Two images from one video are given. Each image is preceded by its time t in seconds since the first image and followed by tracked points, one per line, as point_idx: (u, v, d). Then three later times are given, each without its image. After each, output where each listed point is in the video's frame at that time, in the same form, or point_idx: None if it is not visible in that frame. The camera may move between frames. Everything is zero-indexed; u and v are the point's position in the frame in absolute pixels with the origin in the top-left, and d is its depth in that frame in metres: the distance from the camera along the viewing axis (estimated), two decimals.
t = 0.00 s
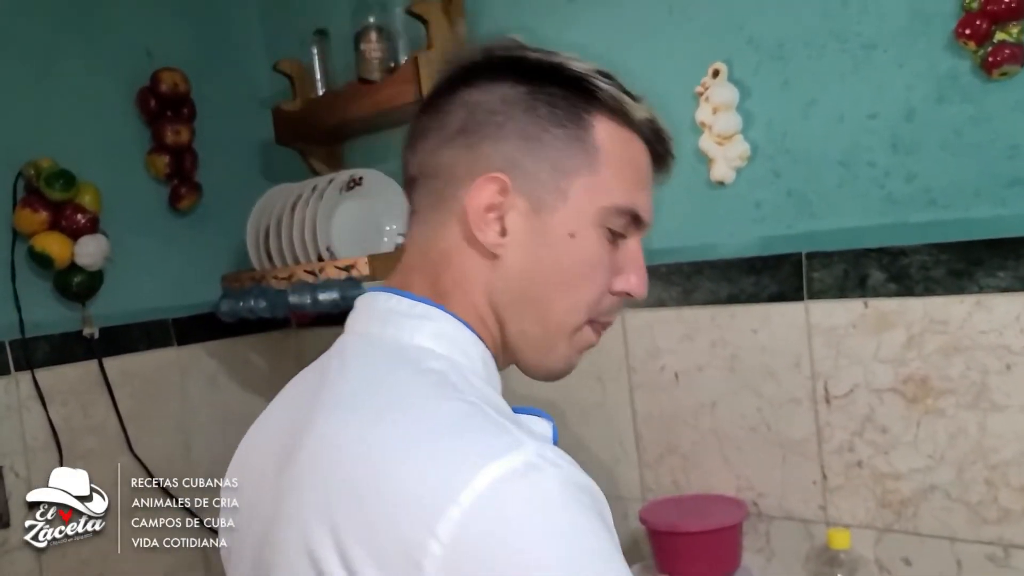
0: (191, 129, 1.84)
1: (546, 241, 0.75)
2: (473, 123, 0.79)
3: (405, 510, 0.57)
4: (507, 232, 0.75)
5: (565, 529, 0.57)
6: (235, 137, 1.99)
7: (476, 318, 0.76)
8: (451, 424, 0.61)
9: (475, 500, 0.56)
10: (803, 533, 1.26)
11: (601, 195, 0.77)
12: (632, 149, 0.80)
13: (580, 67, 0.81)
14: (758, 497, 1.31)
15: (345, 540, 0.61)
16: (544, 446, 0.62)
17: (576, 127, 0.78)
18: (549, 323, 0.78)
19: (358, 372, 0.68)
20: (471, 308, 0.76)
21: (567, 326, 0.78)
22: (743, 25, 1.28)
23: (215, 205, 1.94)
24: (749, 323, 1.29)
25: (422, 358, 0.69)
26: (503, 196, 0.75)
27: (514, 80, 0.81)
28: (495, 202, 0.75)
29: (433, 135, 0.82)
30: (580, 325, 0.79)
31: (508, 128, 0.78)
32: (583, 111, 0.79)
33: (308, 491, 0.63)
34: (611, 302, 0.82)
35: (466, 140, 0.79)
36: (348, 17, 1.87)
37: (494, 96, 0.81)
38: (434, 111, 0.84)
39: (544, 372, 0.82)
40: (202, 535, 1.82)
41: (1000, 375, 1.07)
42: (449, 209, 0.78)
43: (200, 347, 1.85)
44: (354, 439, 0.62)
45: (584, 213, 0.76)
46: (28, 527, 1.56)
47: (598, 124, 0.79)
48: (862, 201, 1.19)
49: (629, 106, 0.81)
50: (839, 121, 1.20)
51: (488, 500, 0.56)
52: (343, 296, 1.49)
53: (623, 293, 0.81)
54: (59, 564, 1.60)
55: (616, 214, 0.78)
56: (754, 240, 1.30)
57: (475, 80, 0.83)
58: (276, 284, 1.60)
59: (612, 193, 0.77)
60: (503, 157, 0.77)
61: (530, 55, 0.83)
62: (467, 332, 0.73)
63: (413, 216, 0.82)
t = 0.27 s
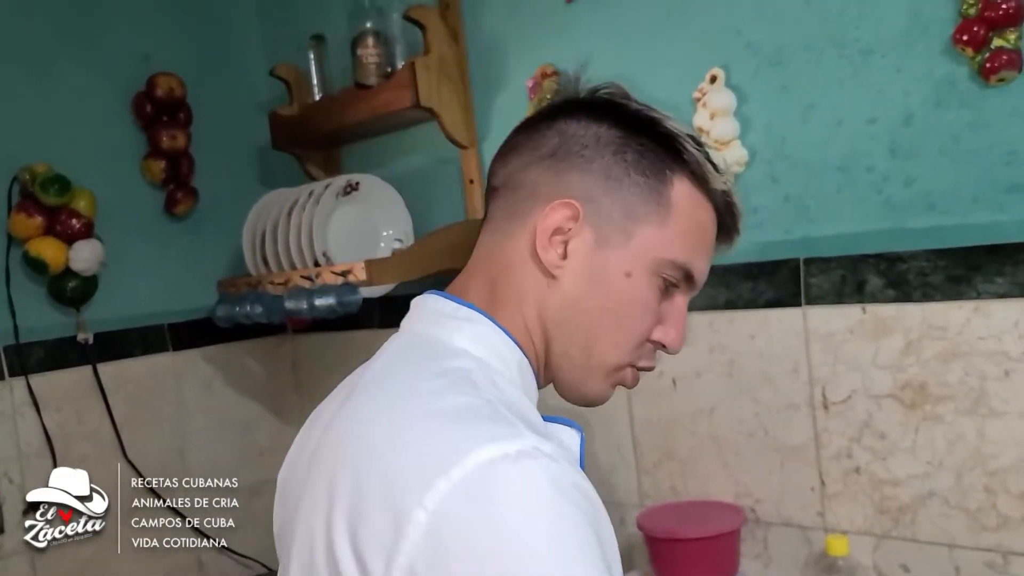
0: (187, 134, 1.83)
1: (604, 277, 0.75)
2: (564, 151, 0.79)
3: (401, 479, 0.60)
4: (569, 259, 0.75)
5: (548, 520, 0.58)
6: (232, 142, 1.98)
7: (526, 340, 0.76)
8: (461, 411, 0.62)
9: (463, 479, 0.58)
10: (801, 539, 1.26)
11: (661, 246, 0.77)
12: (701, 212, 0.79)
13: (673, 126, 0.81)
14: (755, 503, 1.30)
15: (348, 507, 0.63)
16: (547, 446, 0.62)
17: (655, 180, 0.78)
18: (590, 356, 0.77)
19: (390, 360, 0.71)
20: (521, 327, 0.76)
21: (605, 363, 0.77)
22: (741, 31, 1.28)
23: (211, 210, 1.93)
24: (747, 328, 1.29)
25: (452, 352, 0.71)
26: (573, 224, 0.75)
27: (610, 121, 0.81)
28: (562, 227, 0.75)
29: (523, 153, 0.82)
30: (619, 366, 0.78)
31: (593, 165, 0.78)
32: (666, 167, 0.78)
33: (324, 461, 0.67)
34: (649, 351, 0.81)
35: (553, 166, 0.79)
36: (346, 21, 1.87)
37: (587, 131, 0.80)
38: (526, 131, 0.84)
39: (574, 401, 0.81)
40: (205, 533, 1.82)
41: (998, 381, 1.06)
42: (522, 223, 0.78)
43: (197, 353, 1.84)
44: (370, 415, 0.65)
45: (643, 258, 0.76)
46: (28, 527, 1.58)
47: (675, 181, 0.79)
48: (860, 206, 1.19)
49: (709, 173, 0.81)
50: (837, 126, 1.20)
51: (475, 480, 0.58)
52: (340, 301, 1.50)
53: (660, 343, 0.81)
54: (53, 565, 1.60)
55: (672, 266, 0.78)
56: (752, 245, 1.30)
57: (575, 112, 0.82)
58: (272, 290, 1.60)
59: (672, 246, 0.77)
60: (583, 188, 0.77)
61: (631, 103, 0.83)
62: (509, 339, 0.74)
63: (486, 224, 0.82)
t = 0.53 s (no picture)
0: (181, 140, 1.83)
1: (621, 281, 0.76)
2: (575, 157, 0.79)
3: (442, 478, 0.59)
4: (587, 265, 0.75)
5: (593, 515, 0.58)
6: (227, 147, 1.98)
7: (544, 342, 0.76)
8: (496, 412, 0.63)
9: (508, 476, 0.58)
10: (793, 545, 1.26)
11: (677, 249, 0.78)
12: (709, 213, 0.81)
13: (679, 130, 0.82)
14: (748, 508, 1.31)
15: (386, 509, 0.63)
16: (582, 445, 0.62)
17: (666, 183, 0.78)
18: (606, 358, 0.78)
19: (414, 365, 0.71)
20: (538, 331, 0.76)
21: (621, 364, 0.78)
22: (733, 39, 1.29)
23: (205, 216, 1.93)
24: (739, 334, 1.29)
25: (475, 356, 0.71)
26: (590, 229, 0.75)
27: (618, 125, 0.81)
28: (581, 233, 0.75)
29: (534, 159, 0.81)
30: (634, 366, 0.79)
31: (606, 171, 0.78)
32: (675, 170, 0.79)
33: (356, 464, 0.66)
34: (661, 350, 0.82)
35: (564, 172, 0.79)
36: (340, 28, 1.87)
37: (596, 136, 0.80)
38: (535, 139, 0.83)
39: (586, 400, 0.82)
40: (205, 533, 1.83)
41: (989, 387, 1.07)
42: (536, 230, 0.78)
43: (190, 359, 1.84)
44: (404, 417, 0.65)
45: (660, 260, 0.77)
46: (28, 527, 1.57)
47: (685, 184, 0.79)
48: (852, 213, 1.19)
49: (714, 174, 0.82)
50: (829, 134, 1.20)
51: (519, 477, 0.58)
52: (333, 307, 1.48)
53: (672, 342, 0.82)
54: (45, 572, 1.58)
55: (685, 268, 0.79)
56: (744, 251, 1.31)
57: (582, 118, 0.82)
58: (266, 295, 1.60)
59: (686, 248, 0.78)
60: (597, 193, 0.77)
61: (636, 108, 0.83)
62: (528, 343, 0.74)
63: (497, 230, 0.82)
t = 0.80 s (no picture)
0: (168, 140, 1.82)
1: (618, 273, 0.76)
2: (568, 148, 0.79)
3: (489, 476, 0.58)
4: (585, 258, 0.76)
5: (641, 503, 0.59)
6: (215, 148, 1.98)
7: (541, 336, 0.77)
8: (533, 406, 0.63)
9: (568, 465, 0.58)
10: (780, 545, 1.26)
11: (671, 238, 0.79)
12: (699, 201, 0.82)
13: (668, 117, 0.82)
14: (735, 508, 1.31)
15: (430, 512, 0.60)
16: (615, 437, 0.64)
17: (659, 172, 0.79)
18: (603, 348, 0.79)
19: (424, 365, 0.69)
20: (537, 325, 0.77)
21: (616, 355, 0.80)
22: (720, 40, 1.29)
23: (193, 216, 1.92)
24: (726, 334, 1.29)
25: (485, 355, 0.70)
26: (587, 223, 0.75)
27: (608, 114, 0.80)
28: (578, 228, 0.75)
29: (526, 150, 0.81)
30: (630, 355, 0.81)
31: (599, 162, 0.78)
32: (667, 158, 0.79)
33: (385, 470, 0.63)
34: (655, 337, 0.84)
35: (556, 163, 0.78)
36: (328, 28, 1.87)
37: (588, 125, 0.80)
38: (525, 128, 0.83)
39: (581, 390, 0.84)
40: (204, 533, 1.85)
41: (973, 387, 1.07)
42: (528, 225, 0.77)
43: (177, 360, 1.83)
44: (438, 416, 0.63)
45: (655, 251, 0.78)
46: (28, 527, 1.58)
47: (677, 173, 0.80)
48: (838, 214, 1.20)
49: (704, 161, 0.83)
50: (815, 135, 1.21)
51: (562, 471, 0.58)
52: (320, 308, 1.48)
53: (665, 330, 0.83)
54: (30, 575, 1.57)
55: (679, 257, 0.80)
56: (730, 252, 1.31)
57: (572, 107, 0.81)
58: (254, 296, 1.59)
59: (680, 237, 0.79)
60: (590, 185, 0.77)
61: (626, 95, 0.83)
62: (530, 337, 0.74)
63: (487, 222, 0.82)
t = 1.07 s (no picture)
0: (146, 136, 1.80)
1: (580, 259, 0.75)
2: (515, 133, 0.78)
3: (444, 476, 0.56)
4: (543, 247, 0.74)
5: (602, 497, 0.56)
6: (194, 145, 1.96)
7: (508, 328, 0.76)
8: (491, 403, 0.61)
9: (518, 468, 0.56)
10: (761, 543, 1.26)
11: (630, 217, 0.78)
12: (658, 176, 0.81)
13: (617, 92, 0.81)
14: (716, 507, 1.30)
15: (384, 515, 0.59)
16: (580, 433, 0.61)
17: (613, 150, 0.78)
18: (570, 333, 0.78)
19: (386, 362, 0.68)
20: (502, 318, 0.75)
21: (584, 341, 0.79)
22: (702, 37, 1.29)
23: (171, 214, 1.90)
24: (707, 332, 1.29)
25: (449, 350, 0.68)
26: (543, 210, 0.74)
27: (556, 94, 0.80)
28: (534, 216, 0.74)
29: (473, 141, 0.80)
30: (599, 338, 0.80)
31: (550, 146, 0.77)
32: (620, 134, 0.79)
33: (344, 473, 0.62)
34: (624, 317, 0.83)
35: (505, 151, 0.78)
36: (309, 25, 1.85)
37: (535, 109, 0.79)
38: (471, 119, 0.82)
39: (553, 379, 0.83)
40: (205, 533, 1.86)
41: (953, 384, 1.07)
42: (485, 217, 0.76)
43: (154, 358, 1.81)
44: (394, 414, 0.62)
45: (616, 232, 0.77)
46: (28, 527, 1.58)
47: (632, 149, 0.79)
48: (819, 210, 1.19)
49: (658, 134, 0.82)
50: (796, 131, 1.20)
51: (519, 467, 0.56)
52: (299, 306, 1.46)
53: (633, 309, 0.83)
54: None
55: (642, 236, 0.79)
56: (712, 249, 1.31)
57: (518, 91, 0.81)
58: (232, 294, 1.57)
59: (639, 215, 0.78)
60: (542, 169, 0.76)
61: (572, 74, 0.82)
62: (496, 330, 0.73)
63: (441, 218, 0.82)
